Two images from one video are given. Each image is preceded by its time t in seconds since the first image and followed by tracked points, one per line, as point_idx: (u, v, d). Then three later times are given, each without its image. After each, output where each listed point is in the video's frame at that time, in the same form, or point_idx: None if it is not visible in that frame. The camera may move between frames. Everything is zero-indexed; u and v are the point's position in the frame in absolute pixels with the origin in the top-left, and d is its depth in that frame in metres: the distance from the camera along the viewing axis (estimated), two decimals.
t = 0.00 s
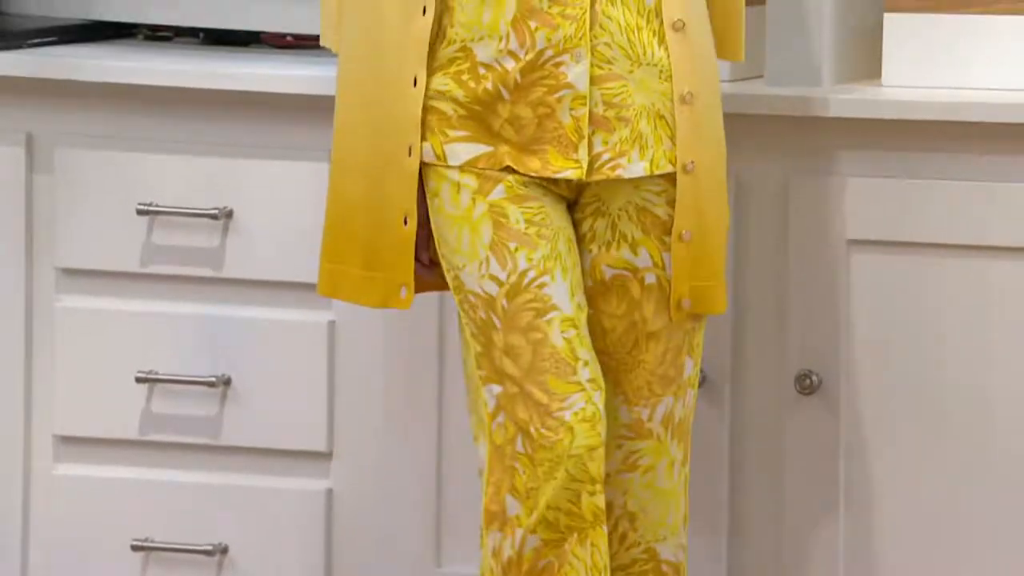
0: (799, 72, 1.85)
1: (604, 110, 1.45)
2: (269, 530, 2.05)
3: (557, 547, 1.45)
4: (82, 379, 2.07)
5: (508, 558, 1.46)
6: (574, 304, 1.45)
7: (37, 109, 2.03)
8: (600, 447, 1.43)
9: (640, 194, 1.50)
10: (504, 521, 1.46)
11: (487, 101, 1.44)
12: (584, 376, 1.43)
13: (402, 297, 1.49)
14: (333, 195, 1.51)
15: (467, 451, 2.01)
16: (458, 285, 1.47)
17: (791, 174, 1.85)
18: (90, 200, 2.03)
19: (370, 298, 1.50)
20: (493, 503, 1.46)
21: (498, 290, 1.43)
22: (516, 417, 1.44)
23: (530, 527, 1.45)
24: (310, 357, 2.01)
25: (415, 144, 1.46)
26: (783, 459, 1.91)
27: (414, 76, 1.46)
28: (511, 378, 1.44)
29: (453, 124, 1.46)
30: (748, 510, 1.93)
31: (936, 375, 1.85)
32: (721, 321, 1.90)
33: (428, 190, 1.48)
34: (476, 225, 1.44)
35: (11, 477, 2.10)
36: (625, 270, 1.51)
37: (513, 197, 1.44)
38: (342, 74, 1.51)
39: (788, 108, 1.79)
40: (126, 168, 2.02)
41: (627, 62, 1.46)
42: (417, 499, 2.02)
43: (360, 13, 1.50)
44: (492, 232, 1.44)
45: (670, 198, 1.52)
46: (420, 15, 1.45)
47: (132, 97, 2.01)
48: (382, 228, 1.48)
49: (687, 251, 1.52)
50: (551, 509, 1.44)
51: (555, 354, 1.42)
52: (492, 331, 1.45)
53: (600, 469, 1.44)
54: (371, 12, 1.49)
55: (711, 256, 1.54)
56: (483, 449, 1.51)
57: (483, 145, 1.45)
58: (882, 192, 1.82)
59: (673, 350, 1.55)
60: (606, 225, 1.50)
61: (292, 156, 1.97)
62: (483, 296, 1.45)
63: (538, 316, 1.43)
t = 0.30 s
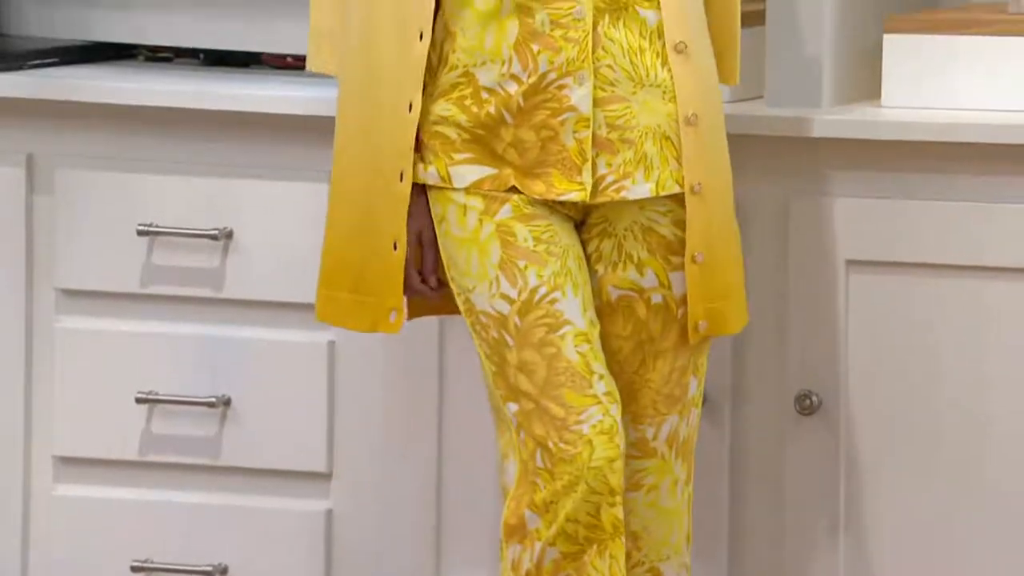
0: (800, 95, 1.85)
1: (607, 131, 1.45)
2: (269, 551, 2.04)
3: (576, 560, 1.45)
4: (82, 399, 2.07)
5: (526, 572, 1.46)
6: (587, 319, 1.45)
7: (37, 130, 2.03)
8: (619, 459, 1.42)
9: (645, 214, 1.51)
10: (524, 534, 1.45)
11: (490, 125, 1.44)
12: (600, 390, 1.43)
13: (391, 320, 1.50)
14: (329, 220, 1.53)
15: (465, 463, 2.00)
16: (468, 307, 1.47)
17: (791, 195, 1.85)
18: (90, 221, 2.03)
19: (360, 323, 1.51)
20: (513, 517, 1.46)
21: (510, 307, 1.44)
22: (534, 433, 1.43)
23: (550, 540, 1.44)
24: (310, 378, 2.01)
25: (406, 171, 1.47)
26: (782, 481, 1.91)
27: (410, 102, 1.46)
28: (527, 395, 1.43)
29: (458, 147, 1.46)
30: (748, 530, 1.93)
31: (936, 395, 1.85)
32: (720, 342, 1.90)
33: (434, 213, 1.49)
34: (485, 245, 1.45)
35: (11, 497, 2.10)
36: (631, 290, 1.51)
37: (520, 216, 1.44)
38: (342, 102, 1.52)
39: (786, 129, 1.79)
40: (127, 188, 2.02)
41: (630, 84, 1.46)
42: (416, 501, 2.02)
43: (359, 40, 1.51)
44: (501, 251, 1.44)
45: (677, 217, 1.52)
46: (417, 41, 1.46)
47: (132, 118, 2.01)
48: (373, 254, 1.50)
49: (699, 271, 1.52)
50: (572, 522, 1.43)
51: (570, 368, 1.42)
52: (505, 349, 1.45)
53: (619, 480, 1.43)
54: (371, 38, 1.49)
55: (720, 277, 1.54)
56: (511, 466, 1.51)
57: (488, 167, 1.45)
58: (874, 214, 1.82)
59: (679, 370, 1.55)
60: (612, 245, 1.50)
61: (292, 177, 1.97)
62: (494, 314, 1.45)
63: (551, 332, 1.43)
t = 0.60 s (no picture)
0: (800, 116, 1.86)
1: (610, 152, 1.46)
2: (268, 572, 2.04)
3: None
4: (82, 420, 2.07)
5: None
6: (590, 337, 1.45)
7: (38, 151, 2.03)
8: (626, 476, 1.42)
9: (648, 233, 1.50)
10: (534, 552, 1.46)
11: (492, 145, 1.44)
12: (603, 408, 1.43)
13: (403, 342, 1.50)
14: (337, 242, 1.53)
15: (466, 487, 2.00)
16: (470, 326, 1.47)
17: (791, 215, 1.85)
18: (91, 242, 2.03)
19: (373, 344, 1.51)
20: (522, 536, 1.46)
21: (512, 327, 1.44)
22: (539, 452, 1.43)
23: (558, 557, 1.44)
24: (308, 398, 2.01)
25: (416, 191, 1.47)
26: (783, 500, 1.91)
27: (416, 122, 1.46)
28: (531, 414, 1.43)
29: (460, 168, 1.46)
30: (749, 551, 1.92)
31: (939, 415, 1.85)
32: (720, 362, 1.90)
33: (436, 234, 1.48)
34: (485, 265, 1.45)
35: (11, 519, 2.09)
36: (633, 309, 1.51)
37: (520, 236, 1.44)
38: (346, 128, 1.52)
39: (786, 150, 1.79)
40: (127, 209, 2.02)
41: (632, 105, 1.47)
42: (417, 527, 2.01)
43: (361, 62, 1.51)
44: (502, 271, 1.44)
45: (679, 237, 1.52)
46: (421, 62, 1.46)
47: (132, 139, 2.01)
48: (385, 275, 1.50)
49: (699, 291, 1.52)
50: (580, 539, 1.43)
51: (573, 386, 1.42)
52: (508, 369, 1.45)
53: (626, 497, 1.43)
54: (374, 60, 1.50)
55: (720, 298, 1.55)
56: (522, 486, 1.51)
57: (489, 188, 1.45)
58: (877, 236, 1.82)
59: (682, 390, 1.55)
60: (615, 264, 1.50)
61: (293, 198, 1.97)
62: (496, 335, 1.45)
63: (553, 350, 1.42)
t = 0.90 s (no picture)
0: (799, 136, 1.86)
1: (607, 172, 1.46)
2: None
3: None
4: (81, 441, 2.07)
5: None
6: (585, 358, 1.44)
7: (37, 172, 2.04)
8: (619, 497, 1.42)
9: (646, 254, 1.51)
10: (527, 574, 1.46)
11: (491, 166, 1.45)
12: (597, 429, 1.43)
13: (401, 361, 1.51)
14: (337, 261, 1.53)
15: (466, 490, 1.99)
16: (466, 346, 1.47)
17: (790, 237, 1.85)
18: (91, 263, 2.03)
19: (371, 364, 1.51)
20: (515, 558, 1.47)
21: (507, 348, 1.43)
22: (533, 473, 1.43)
23: None
24: (307, 419, 2.01)
25: (415, 212, 1.47)
26: (782, 521, 1.90)
27: (416, 142, 1.47)
28: (526, 435, 1.43)
29: (458, 189, 1.46)
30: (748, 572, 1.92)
31: (938, 435, 1.85)
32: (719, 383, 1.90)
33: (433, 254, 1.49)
34: (482, 286, 1.45)
35: (11, 541, 2.09)
36: (631, 329, 1.51)
37: (517, 257, 1.44)
38: (347, 139, 1.52)
39: (787, 171, 1.80)
40: (127, 230, 2.02)
41: (630, 125, 1.47)
42: (417, 522, 2.01)
43: (360, 80, 1.51)
44: (498, 291, 1.44)
45: (677, 257, 1.52)
46: (420, 82, 1.46)
47: (132, 160, 2.01)
48: (383, 294, 1.50)
49: (697, 311, 1.52)
50: (573, 561, 1.43)
51: (568, 408, 1.42)
52: (504, 390, 1.45)
53: (619, 519, 1.43)
54: (371, 80, 1.50)
55: (720, 318, 1.54)
56: (514, 507, 1.51)
57: (487, 209, 1.45)
58: (880, 255, 1.82)
59: (679, 412, 1.54)
60: (613, 284, 1.51)
61: (293, 219, 1.98)
62: (492, 355, 1.45)
63: (548, 371, 1.43)
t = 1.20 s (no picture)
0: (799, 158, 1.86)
1: (601, 192, 1.45)
2: None
3: None
4: (81, 463, 2.06)
5: None
6: (570, 378, 1.44)
7: (37, 193, 2.04)
8: (598, 517, 1.42)
9: (640, 274, 1.49)
10: None
11: (485, 183, 1.44)
12: (579, 449, 1.43)
13: (393, 378, 1.51)
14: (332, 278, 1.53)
15: (466, 510, 1.98)
16: (455, 363, 1.48)
17: (790, 258, 1.85)
18: (91, 284, 2.04)
19: (363, 382, 1.52)
20: None
21: (492, 366, 1.44)
22: (515, 492, 1.44)
23: None
24: (306, 439, 2.01)
25: (409, 229, 1.48)
26: (782, 543, 1.90)
27: (412, 161, 1.47)
28: (508, 454, 1.44)
29: (453, 208, 1.46)
30: None
31: (937, 456, 1.84)
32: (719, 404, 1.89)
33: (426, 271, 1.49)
34: (470, 304, 1.45)
35: (10, 563, 2.09)
36: (626, 350, 1.51)
37: (505, 276, 1.44)
38: (346, 159, 1.52)
39: (787, 192, 1.79)
40: (127, 251, 2.02)
41: (625, 145, 1.46)
42: (418, 537, 2.00)
43: (358, 97, 1.51)
44: (485, 310, 1.44)
45: (671, 277, 1.51)
46: (419, 100, 1.47)
47: (132, 182, 2.01)
48: (378, 311, 1.50)
49: (691, 332, 1.51)
50: None
51: (549, 427, 1.42)
52: (488, 408, 1.45)
53: (599, 539, 1.43)
54: (369, 98, 1.50)
55: (715, 339, 1.52)
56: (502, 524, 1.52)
57: (481, 228, 1.46)
58: (888, 277, 1.81)
59: (675, 434, 1.54)
60: (608, 304, 1.50)
61: (294, 240, 1.98)
62: (478, 373, 1.45)
63: (532, 391, 1.43)
